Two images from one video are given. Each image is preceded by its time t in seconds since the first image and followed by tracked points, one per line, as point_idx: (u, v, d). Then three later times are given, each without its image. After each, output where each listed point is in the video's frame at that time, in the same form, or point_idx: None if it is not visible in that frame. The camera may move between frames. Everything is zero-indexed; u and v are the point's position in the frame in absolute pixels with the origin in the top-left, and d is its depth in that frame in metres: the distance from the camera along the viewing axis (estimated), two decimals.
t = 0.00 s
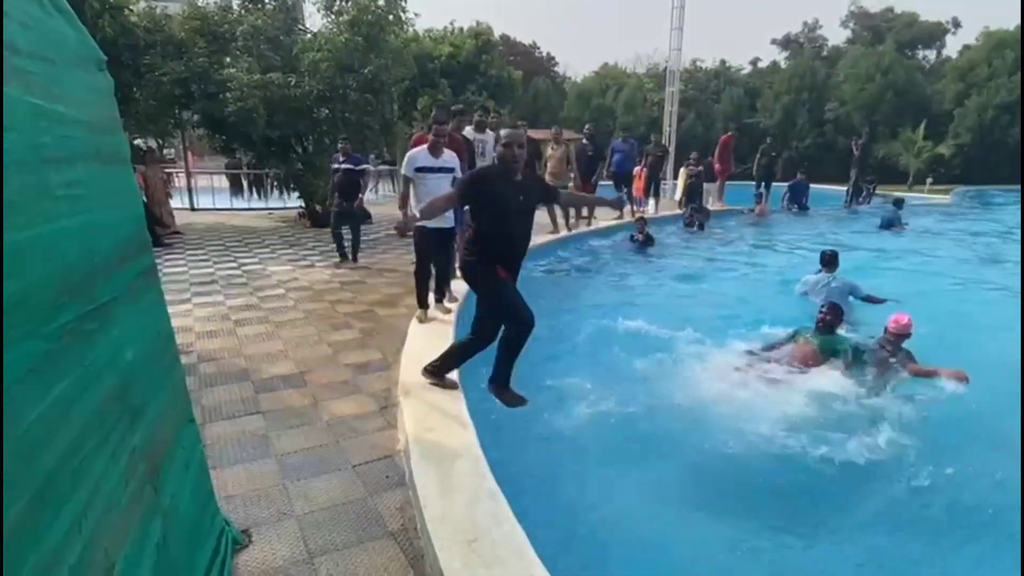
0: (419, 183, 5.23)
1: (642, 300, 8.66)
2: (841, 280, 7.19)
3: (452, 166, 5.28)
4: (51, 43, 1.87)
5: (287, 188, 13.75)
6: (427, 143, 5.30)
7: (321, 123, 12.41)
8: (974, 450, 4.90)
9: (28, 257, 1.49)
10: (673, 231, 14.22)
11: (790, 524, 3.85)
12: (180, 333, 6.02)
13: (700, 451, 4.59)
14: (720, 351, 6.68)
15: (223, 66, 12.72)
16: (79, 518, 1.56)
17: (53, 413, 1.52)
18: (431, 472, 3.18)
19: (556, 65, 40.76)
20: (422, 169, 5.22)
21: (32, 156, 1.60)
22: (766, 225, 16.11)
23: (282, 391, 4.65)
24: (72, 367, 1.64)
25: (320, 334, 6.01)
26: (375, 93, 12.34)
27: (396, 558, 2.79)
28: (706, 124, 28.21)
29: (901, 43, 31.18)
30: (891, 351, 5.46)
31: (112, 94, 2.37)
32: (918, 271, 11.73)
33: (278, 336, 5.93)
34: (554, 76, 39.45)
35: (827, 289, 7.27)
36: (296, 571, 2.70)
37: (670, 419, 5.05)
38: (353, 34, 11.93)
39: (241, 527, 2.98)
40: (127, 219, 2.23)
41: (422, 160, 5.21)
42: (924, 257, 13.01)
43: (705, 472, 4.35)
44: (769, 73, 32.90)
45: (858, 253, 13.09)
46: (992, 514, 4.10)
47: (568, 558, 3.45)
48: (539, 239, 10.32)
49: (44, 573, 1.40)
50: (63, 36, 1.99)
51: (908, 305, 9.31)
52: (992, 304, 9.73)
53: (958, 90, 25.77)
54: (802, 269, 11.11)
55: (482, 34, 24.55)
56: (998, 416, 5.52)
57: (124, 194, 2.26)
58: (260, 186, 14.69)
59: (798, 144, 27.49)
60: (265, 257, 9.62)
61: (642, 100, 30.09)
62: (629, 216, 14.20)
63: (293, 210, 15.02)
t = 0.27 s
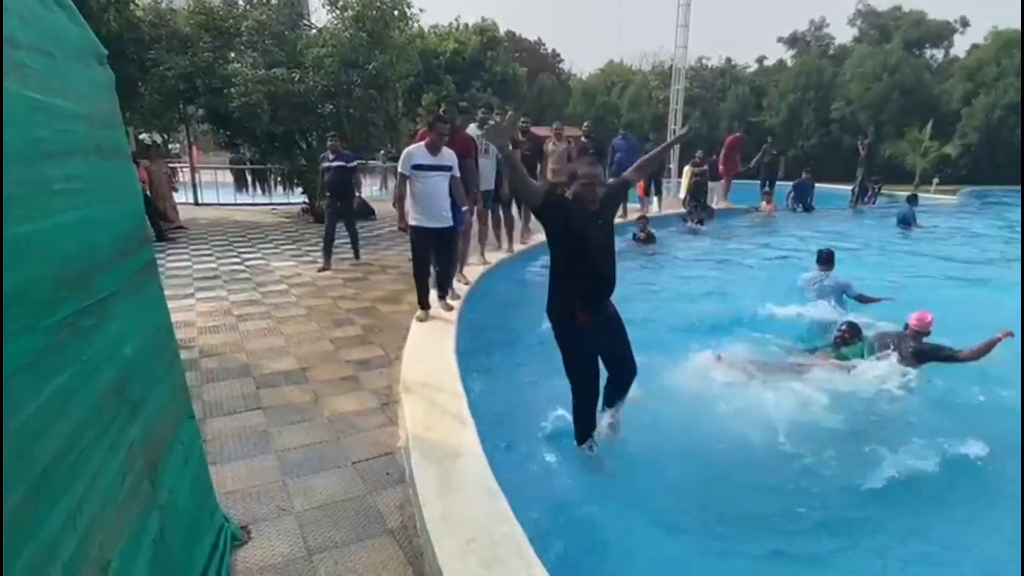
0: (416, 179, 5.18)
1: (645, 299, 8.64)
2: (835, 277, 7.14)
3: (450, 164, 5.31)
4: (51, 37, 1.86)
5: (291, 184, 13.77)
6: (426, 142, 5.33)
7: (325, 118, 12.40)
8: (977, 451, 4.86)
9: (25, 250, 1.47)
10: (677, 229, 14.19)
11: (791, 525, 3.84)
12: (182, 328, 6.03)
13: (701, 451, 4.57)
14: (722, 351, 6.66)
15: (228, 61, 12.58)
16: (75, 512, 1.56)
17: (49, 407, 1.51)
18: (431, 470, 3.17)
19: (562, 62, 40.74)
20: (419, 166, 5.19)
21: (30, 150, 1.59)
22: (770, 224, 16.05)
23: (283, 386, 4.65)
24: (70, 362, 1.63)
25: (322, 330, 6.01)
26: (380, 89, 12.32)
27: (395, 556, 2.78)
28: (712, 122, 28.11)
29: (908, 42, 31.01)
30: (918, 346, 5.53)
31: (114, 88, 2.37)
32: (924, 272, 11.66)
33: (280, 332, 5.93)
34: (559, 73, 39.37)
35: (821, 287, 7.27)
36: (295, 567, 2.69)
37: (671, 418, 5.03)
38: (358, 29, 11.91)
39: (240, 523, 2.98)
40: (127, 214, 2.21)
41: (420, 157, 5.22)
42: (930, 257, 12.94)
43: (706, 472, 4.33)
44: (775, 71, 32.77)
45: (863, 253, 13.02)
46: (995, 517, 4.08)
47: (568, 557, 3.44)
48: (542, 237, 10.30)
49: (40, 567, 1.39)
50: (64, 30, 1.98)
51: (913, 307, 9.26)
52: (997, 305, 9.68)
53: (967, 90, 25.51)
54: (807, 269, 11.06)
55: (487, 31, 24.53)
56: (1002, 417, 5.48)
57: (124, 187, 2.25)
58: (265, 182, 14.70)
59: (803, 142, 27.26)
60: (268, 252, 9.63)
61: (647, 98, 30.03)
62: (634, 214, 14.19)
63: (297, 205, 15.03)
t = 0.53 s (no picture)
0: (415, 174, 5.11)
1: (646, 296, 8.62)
2: (827, 274, 7.31)
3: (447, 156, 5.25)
4: (45, 25, 1.85)
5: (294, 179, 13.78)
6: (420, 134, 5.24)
7: (328, 113, 12.40)
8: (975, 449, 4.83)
9: (17, 237, 1.47)
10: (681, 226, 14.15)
11: (790, 520, 3.82)
12: (184, 321, 6.04)
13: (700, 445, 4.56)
14: (723, 349, 6.64)
15: (230, 55, 12.69)
16: (66, 498, 1.55)
17: (39, 394, 1.50)
18: (428, 463, 3.17)
19: (568, 58, 40.62)
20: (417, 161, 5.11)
21: (22, 137, 1.58)
22: (775, 221, 15.98)
23: (283, 379, 4.66)
24: (62, 349, 1.63)
25: (323, 324, 6.01)
26: (383, 84, 12.29)
27: (391, 549, 2.77)
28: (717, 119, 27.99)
29: (916, 39, 30.78)
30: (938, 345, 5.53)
31: (110, 77, 2.36)
32: (928, 270, 11.59)
33: (281, 325, 5.94)
34: (564, 69, 39.28)
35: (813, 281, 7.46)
36: (290, 559, 2.69)
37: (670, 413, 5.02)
38: (362, 24, 11.78)
39: (237, 515, 2.98)
40: (122, 203, 2.21)
41: (416, 150, 5.12)
42: (935, 256, 12.87)
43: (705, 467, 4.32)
44: (781, 67, 32.59)
45: (867, 251, 12.96)
46: (995, 514, 4.05)
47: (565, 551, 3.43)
48: (545, 232, 10.29)
49: (29, 553, 1.39)
50: (58, 18, 1.97)
51: (917, 305, 9.21)
52: (1003, 303, 9.62)
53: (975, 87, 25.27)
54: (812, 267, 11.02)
55: (492, 26, 24.46)
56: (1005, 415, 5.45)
57: (119, 176, 2.25)
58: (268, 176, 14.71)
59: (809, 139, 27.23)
60: (271, 246, 9.64)
61: (652, 94, 29.92)
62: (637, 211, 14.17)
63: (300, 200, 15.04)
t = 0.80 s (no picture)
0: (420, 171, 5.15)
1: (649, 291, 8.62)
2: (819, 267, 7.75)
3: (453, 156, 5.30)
4: (51, 19, 1.87)
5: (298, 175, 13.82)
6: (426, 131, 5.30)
7: (332, 109, 12.51)
8: (972, 444, 4.84)
9: (23, 230, 1.49)
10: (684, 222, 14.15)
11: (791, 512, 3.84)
12: (189, 316, 6.08)
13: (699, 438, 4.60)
14: (724, 345, 6.65)
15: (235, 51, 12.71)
16: (73, 489, 1.58)
17: (46, 385, 1.52)
18: (432, 457, 3.19)
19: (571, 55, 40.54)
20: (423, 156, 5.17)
21: (29, 129, 1.60)
22: (778, 217, 15.97)
23: (287, 374, 4.69)
24: (68, 340, 1.65)
25: (327, 319, 6.04)
26: (387, 80, 12.26)
27: (394, 539, 2.80)
28: (721, 115, 27.90)
29: (920, 35, 30.65)
30: (950, 338, 5.65)
31: (115, 72, 2.38)
32: (932, 266, 11.57)
33: (285, 320, 5.97)
34: (568, 65, 39.21)
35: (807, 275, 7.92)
36: (294, 549, 2.72)
37: (671, 409, 5.04)
38: (366, 20, 11.77)
39: (242, 506, 3.01)
40: (127, 196, 2.23)
41: (421, 147, 5.17)
42: (939, 252, 12.84)
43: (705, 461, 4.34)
44: (785, 63, 32.48)
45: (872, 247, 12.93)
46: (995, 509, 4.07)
47: (568, 540, 3.44)
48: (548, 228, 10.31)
49: (36, 541, 1.41)
50: (65, 12, 1.99)
51: (921, 301, 9.20)
52: (1006, 300, 9.60)
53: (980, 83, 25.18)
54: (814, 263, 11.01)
55: (495, 22, 24.41)
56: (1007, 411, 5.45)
57: (125, 170, 2.27)
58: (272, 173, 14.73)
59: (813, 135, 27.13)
60: (274, 243, 9.67)
61: (655, 91, 29.84)
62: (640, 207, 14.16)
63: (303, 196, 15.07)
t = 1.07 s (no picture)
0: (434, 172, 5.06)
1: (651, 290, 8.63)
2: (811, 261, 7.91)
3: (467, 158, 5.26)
4: (57, 23, 1.88)
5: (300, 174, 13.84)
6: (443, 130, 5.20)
7: (335, 107, 12.46)
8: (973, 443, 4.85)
9: (30, 233, 1.50)
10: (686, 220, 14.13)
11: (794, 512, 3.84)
12: (192, 315, 6.10)
13: (702, 437, 4.60)
14: (726, 343, 6.66)
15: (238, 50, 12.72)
16: (81, 489, 1.59)
17: (54, 386, 1.54)
18: (435, 456, 3.20)
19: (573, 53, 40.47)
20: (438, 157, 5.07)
21: (36, 132, 1.62)
22: (780, 215, 15.95)
23: (291, 372, 4.71)
24: (76, 342, 1.67)
25: (330, 318, 6.06)
26: (389, 79, 12.28)
27: (397, 538, 2.82)
28: (723, 113, 27.86)
29: (924, 32, 30.54)
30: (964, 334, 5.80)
31: (120, 74, 2.40)
32: (935, 264, 11.55)
33: (288, 319, 5.99)
34: (570, 63, 39.19)
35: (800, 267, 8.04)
36: (299, 547, 2.74)
37: (674, 408, 5.05)
38: (368, 19, 11.78)
39: (246, 505, 3.03)
40: (133, 198, 2.25)
41: (435, 147, 5.09)
42: (942, 250, 12.82)
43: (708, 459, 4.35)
44: (788, 61, 32.39)
45: (874, 245, 12.91)
46: (997, 509, 4.08)
47: (570, 538, 3.45)
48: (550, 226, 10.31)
49: (46, 541, 1.43)
50: (70, 15, 2.01)
51: (925, 300, 9.19)
52: (1009, 298, 9.58)
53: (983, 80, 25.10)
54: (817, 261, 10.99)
55: (497, 20, 24.37)
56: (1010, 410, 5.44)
57: (131, 171, 2.29)
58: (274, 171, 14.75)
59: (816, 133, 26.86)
60: (277, 241, 9.68)
61: (658, 88, 29.76)
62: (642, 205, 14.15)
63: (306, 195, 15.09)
